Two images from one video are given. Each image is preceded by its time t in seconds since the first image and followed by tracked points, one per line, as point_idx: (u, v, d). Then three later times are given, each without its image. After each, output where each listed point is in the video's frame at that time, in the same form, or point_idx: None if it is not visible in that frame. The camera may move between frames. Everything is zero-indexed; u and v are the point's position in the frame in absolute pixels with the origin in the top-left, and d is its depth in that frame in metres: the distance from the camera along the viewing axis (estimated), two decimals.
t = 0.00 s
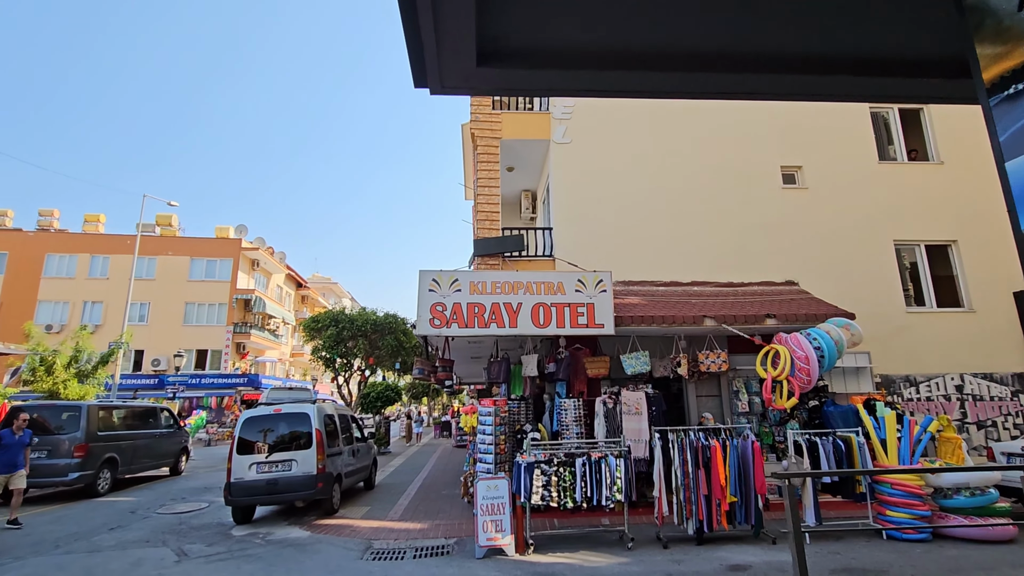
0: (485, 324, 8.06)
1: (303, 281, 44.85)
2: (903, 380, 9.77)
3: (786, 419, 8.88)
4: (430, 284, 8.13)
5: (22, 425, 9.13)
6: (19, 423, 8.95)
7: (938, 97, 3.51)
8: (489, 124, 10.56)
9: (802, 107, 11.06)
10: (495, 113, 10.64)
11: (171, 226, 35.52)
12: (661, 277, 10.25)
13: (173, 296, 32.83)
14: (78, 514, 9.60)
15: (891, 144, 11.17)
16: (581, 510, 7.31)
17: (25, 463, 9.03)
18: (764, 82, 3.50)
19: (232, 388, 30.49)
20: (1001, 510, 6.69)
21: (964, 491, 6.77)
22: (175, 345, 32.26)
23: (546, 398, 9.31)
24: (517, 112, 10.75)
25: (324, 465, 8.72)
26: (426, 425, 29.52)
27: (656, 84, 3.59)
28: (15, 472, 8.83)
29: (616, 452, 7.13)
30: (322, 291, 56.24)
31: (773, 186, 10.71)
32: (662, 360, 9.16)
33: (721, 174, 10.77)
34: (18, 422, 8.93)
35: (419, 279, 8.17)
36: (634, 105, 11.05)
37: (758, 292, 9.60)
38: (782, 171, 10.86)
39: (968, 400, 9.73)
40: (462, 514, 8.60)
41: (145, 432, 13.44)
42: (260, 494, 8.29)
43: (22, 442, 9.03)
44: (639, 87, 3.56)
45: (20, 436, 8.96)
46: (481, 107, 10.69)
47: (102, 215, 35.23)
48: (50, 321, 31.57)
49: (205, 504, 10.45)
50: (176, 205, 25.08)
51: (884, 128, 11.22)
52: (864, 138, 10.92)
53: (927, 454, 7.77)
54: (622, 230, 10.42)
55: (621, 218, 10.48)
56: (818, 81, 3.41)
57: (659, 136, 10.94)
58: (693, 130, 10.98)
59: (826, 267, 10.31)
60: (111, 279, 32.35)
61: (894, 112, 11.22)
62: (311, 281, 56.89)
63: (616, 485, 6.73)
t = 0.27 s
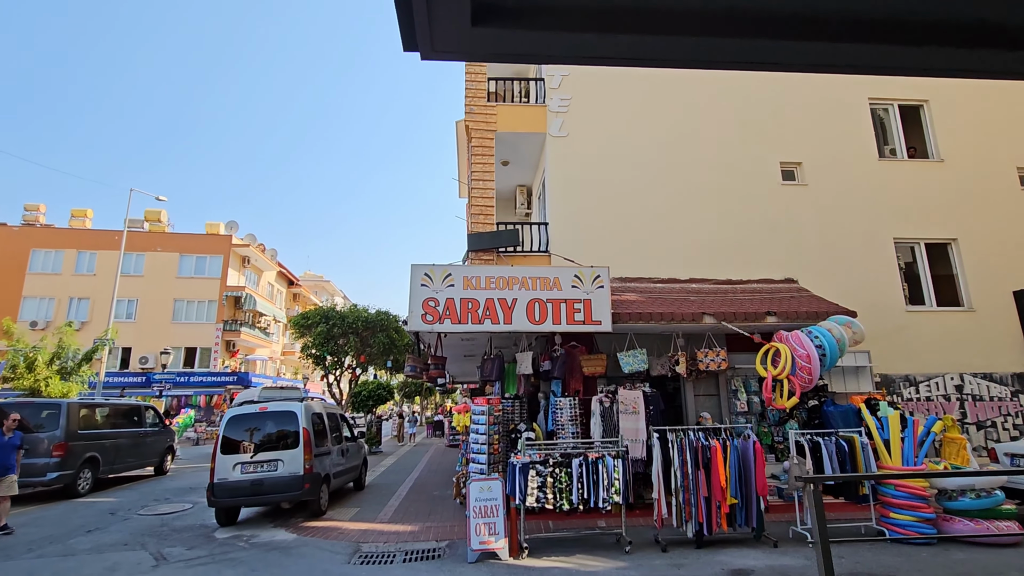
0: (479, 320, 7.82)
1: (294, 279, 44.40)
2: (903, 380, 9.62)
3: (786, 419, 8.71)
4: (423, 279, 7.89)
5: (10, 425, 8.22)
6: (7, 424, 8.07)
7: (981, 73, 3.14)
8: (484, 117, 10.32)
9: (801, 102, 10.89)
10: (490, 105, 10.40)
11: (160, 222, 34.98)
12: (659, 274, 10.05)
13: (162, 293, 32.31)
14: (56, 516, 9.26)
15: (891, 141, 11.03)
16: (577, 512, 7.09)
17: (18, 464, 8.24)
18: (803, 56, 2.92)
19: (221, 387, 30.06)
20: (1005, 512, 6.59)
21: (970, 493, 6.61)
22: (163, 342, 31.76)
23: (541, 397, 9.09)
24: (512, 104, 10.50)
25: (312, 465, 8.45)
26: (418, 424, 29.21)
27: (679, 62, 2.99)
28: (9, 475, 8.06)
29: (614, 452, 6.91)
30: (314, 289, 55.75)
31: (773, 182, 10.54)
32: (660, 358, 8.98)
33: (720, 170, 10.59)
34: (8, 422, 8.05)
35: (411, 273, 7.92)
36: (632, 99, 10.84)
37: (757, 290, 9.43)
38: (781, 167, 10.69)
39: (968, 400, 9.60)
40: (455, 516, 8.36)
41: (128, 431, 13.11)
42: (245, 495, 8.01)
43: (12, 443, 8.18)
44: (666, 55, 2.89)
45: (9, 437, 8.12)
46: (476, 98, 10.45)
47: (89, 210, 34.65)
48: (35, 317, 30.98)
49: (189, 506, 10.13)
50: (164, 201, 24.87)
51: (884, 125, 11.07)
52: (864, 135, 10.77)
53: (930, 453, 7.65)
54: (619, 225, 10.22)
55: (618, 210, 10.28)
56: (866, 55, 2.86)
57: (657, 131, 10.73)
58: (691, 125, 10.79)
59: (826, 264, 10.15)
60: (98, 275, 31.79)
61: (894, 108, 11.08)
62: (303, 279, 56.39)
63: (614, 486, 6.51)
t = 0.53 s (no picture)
0: (475, 322, 7.57)
1: (289, 281, 44.04)
2: (907, 386, 9.42)
3: (788, 425, 8.50)
4: (417, 280, 7.63)
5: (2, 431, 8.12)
6: None
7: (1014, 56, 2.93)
8: (481, 116, 10.12)
9: (803, 103, 10.74)
10: (487, 104, 10.20)
11: (152, 223, 34.57)
12: (659, 276, 9.84)
13: (153, 295, 31.87)
14: (34, 524, 8.91)
15: (894, 144, 10.88)
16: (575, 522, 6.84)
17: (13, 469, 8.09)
18: (829, 35, 2.68)
19: (213, 390, 29.64)
20: (1019, 524, 6.32)
21: (982, 504, 6.34)
22: (154, 345, 31.28)
23: (538, 402, 8.84)
24: (510, 103, 10.29)
25: (300, 472, 8.15)
26: (412, 429, 28.90)
27: (698, 40, 2.73)
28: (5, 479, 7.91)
29: (614, 460, 6.66)
30: (309, 292, 55.34)
31: (774, 184, 10.36)
32: (660, 363, 8.75)
33: (721, 171, 10.40)
34: None
35: (404, 274, 7.66)
36: (632, 99, 10.65)
37: (760, 293, 9.22)
38: (783, 169, 10.51)
39: (973, 407, 9.41)
40: (448, 526, 8.07)
41: (113, 436, 12.74)
42: (230, 504, 7.69)
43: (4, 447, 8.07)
44: (688, 28, 2.62)
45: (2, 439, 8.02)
46: (473, 97, 10.25)
47: (80, 210, 34.20)
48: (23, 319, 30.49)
49: (174, 513, 9.80)
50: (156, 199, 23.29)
51: (887, 127, 10.92)
52: (866, 137, 10.61)
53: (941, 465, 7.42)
54: (618, 227, 10.00)
55: (617, 214, 10.06)
56: (902, 32, 2.63)
57: (657, 131, 10.54)
58: (692, 125, 10.60)
59: (828, 268, 9.96)
60: (88, 276, 31.35)
61: (897, 111, 10.94)
62: (298, 282, 55.99)
63: (615, 496, 6.26)
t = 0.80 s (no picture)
0: (474, 326, 7.33)
1: (289, 288, 43.84)
2: (919, 396, 9.13)
3: (797, 436, 8.21)
4: (414, 282, 7.39)
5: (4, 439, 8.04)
6: None
7: None
8: (482, 117, 9.94)
9: (809, 106, 10.55)
10: (488, 104, 10.04)
11: (152, 229, 34.46)
12: (663, 281, 9.59)
13: (151, 300, 31.66)
14: (17, 533, 8.62)
15: (902, 148, 10.67)
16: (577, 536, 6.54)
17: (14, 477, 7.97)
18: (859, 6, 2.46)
19: (210, 397, 29.34)
20: None
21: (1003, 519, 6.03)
22: (151, 351, 31.01)
23: (538, 410, 8.56)
24: (511, 104, 10.12)
25: (292, 481, 7.86)
26: (411, 438, 28.54)
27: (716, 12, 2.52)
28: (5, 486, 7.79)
29: (618, 471, 6.37)
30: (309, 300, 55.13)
31: (781, 187, 10.14)
32: (665, 370, 8.49)
33: (726, 175, 10.19)
34: None
35: (401, 276, 7.43)
36: (636, 101, 10.46)
37: (767, 299, 8.97)
38: (790, 173, 10.30)
39: (987, 417, 9.11)
40: (444, 539, 7.76)
41: (104, 443, 12.46)
42: (219, 514, 7.41)
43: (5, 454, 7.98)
44: None
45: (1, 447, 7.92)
46: (474, 98, 10.10)
47: (80, 215, 34.12)
48: (20, 324, 30.27)
49: (162, 523, 9.50)
50: (154, 205, 23.43)
51: (895, 131, 10.72)
52: (874, 141, 10.42)
53: (959, 478, 7.10)
54: (622, 230, 9.77)
55: (620, 217, 9.84)
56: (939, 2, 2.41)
57: (661, 133, 10.34)
58: (697, 128, 10.41)
59: (837, 273, 9.71)
60: (87, 281, 31.17)
61: (905, 114, 10.74)
62: (298, 289, 55.80)
63: (619, 509, 5.97)
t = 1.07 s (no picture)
0: (475, 335, 7.08)
1: (290, 298, 43.65)
2: (935, 410, 8.82)
3: (810, 451, 7.90)
4: (414, 289, 7.16)
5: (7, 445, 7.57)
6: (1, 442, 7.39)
7: None
8: (484, 122, 9.79)
9: (818, 113, 10.36)
10: (491, 109, 9.89)
11: (154, 236, 34.42)
12: (670, 290, 9.35)
13: (152, 308, 31.50)
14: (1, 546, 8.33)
15: (914, 156, 10.45)
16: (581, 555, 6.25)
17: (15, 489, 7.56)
18: None
19: (209, 407, 29.04)
20: None
21: None
22: (150, 359, 30.78)
23: (541, 423, 8.29)
24: (515, 109, 9.97)
25: (285, 495, 7.58)
26: (411, 450, 28.14)
27: None
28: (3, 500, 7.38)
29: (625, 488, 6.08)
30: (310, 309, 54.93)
31: (790, 195, 9.92)
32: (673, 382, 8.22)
33: (734, 182, 9.98)
34: None
35: (401, 282, 7.21)
36: (641, 106, 10.29)
37: (777, 309, 8.71)
38: (799, 180, 10.09)
39: (1007, 433, 8.79)
40: (443, 557, 7.44)
41: (97, 453, 12.18)
42: (209, 528, 7.12)
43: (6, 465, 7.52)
44: None
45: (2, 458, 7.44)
46: (476, 103, 9.95)
47: (83, 223, 34.11)
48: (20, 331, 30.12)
49: (152, 537, 9.20)
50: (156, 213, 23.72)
51: (906, 139, 10.51)
52: (885, 148, 10.21)
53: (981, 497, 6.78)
54: (627, 239, 9.55)
55: (626, 224, 9.62)
56: None
57: (667, 139, 10.16)
58: (704, 135, 10.22)
59: (848, 283, 9.45)
60: (88, 289, 31.06)
61: (916, 122, 10.54)
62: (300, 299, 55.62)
63: (626, 528, 5.68)
